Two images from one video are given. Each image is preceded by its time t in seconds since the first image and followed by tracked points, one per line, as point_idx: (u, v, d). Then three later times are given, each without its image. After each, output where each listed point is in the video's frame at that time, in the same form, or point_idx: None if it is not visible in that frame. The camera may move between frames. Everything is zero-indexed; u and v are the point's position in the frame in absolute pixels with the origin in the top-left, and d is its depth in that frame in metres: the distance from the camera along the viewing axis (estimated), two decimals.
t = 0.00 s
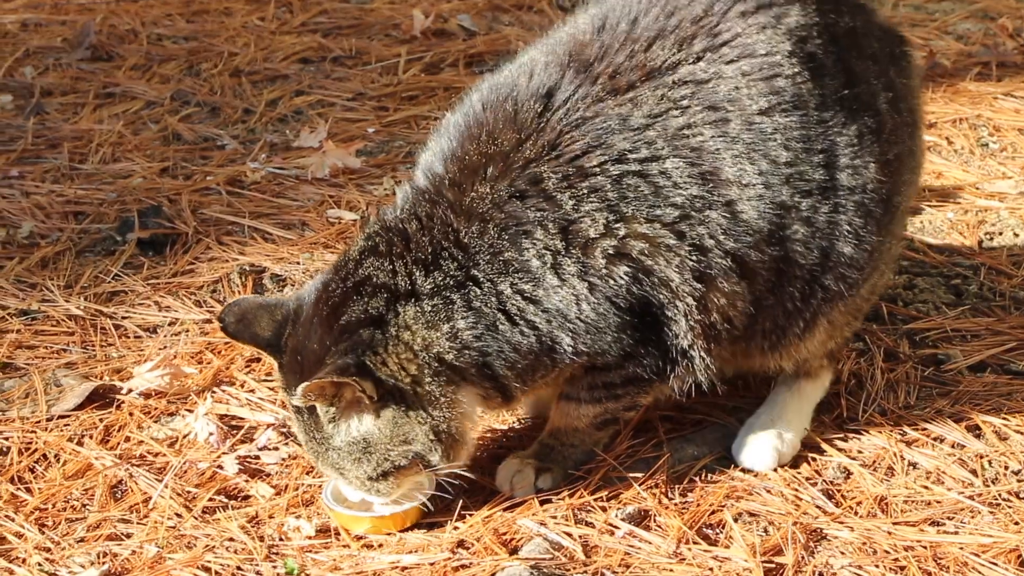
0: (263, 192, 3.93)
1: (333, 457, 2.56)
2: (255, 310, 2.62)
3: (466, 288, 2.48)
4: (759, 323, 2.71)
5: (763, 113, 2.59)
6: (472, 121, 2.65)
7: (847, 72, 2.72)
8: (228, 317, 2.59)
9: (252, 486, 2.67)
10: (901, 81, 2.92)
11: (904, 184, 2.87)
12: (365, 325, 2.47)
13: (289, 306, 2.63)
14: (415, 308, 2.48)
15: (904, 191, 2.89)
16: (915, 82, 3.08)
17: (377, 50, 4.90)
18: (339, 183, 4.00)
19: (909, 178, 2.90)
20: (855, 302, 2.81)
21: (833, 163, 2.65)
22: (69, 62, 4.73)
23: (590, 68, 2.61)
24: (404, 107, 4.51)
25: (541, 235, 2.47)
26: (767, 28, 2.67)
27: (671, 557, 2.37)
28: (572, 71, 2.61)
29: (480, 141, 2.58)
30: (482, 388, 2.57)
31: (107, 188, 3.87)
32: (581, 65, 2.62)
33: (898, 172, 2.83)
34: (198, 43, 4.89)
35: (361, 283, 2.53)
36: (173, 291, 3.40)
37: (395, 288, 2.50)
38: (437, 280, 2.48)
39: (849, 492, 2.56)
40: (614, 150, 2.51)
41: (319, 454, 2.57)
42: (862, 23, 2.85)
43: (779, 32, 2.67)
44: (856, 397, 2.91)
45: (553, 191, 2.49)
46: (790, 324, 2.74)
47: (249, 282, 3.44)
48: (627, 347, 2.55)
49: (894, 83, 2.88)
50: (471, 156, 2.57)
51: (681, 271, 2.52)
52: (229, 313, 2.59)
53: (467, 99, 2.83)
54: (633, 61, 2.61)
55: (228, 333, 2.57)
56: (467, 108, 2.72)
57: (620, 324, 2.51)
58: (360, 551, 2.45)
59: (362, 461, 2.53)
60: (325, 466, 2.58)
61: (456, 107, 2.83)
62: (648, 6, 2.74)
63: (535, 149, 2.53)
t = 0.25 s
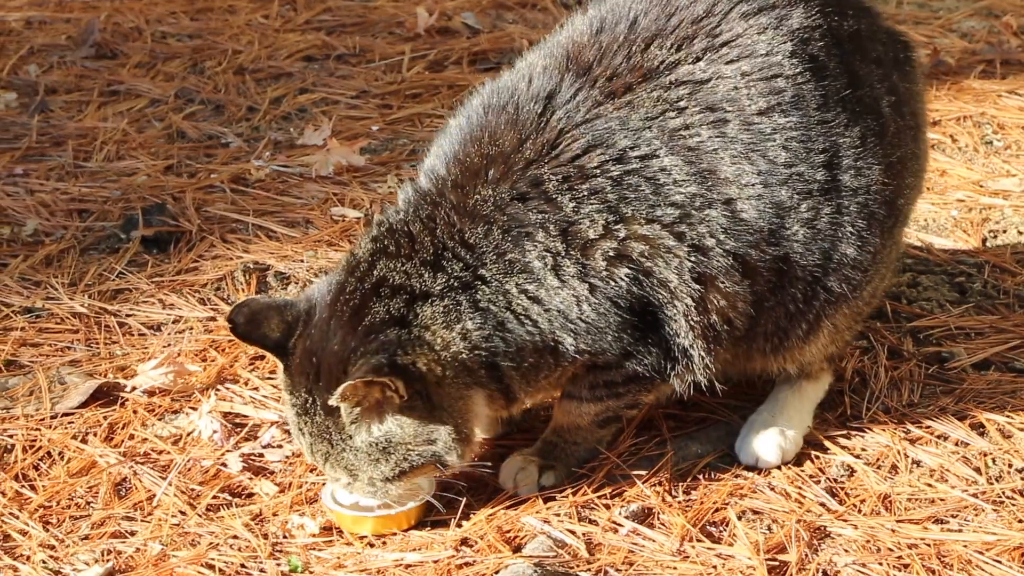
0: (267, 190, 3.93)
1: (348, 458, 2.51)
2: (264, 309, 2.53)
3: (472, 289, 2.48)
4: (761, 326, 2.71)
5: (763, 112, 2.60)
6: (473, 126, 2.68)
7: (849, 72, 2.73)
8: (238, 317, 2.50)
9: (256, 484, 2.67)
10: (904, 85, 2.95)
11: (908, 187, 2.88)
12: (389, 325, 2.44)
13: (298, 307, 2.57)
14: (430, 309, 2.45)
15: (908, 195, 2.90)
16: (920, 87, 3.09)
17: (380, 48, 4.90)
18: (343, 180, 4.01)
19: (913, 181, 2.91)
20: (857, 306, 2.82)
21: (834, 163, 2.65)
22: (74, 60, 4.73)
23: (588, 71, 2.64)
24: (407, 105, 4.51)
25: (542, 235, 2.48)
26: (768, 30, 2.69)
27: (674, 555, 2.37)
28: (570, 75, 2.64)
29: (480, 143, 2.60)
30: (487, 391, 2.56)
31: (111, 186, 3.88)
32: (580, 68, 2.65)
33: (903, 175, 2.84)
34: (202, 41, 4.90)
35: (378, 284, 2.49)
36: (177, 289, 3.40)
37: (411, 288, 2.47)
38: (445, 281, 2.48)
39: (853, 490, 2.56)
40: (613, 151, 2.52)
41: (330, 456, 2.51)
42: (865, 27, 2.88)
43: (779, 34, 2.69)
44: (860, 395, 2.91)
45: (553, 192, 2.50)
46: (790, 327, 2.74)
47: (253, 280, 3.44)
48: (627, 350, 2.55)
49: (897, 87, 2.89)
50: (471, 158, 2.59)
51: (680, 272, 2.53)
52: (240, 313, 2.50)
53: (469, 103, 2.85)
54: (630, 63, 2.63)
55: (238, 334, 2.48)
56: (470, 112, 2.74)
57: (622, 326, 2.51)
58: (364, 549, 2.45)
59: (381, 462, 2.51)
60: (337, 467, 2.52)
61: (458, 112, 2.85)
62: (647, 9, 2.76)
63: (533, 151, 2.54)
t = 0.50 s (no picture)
0: (270, 187, 3.94)
1: (362, 451, 2.47)
2: (289, 294, 2.51)
3: (479, 288, 2.48)
4: (763, 329, 2.72)
5: (765, 116, 2.60)
6: (478, 132, 2.70)
7: (852, 74, 2.73)
8: (264, 297, 2.48)
9: (260, 482, 2.68)
10: (909, 86, 2.94)
11: (912, 188, 2.87)
12: (418, 321, 2.46)
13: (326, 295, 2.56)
14: (447, 305, 2.47)
15: (914, 195, 2.90)
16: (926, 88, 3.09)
17: (384, 46, 4.90)
18: (346, 178, 4.01)
19: (918, 182, 2.91)
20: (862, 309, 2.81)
21: (837, 165, 2.65)
22: (77, 58, 4.74)
23: (589, 76, 2.65)
24: (411, 103, 4.51)
25: (544, 237, 2.49)
26: (771, 33, 2.69)
27: (678, 553, 2.37)
28: (572, 80, 2.66)
29: (483, 149, 2.63)
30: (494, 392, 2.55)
31: (115, 184, 3.88)
32: (581, 73, 2.66)
33: (908, 178, 2.84)
34: (206, 39, 4.90)
35: (402, 279, 2.51)
36: (180, 287, 3.41)
37: (430, 285, 2.49)
38: (452, 280, 2.49)
39: (856, 488, 2.56)
40: (614, 153, 2.53)
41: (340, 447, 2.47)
42: (871, 28, 2.88)
43: (782, 37, 2.69)
44: (864, 393, 2.91)
45: (555, 194, 2.51)
46: (795, 330, 2.74)
47: (257, 277, 3.44)
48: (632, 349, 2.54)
49: (901, 88, 2.89)
50: (474, 163, 2.61)
51: (682, 272, 2.52)
52: (266, 294, 2.48)
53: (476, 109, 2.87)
54: (632, 68, 2.64)
55: (260, 314, 2.45)
56: (476, 118, 2.76)
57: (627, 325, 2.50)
58: (368, 547, 2.46)
59: (396, 457, 2.48)
60: (344, 460, 2.48)
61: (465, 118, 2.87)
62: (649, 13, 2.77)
63: (534, 153, 2.56)
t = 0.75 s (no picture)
0: (274, 185, 3.94)
1: (362, 443, 2.47)
2: (285, 291, 2.52)
3: (473, 277, 2.48)
4: (763, 330, 2.72)
5: (763, 117, 2.60)
6: (476, 132, 2.70)
7: (853, 75, 2.72)
8: (260, 293, 2.48)
9: (264, 479, 2.68)
10: (912, 86, 2.94)
11: (914, 186, 2.86)
12: (411, 309, 2.46)
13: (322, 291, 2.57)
14: (437, 292, 2.47)
15: (915, 195, 2.90)
16: (929, 89, 3.08)
17: (387, 44, 4.90)
18: (350, 176, 4.01)
19: (920, 183, 2.90)
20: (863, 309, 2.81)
21: (836, 166, 2.65)
22: (81, 55, 4.74)
23: (586, 76, 2.65)
24: (414, 101, 4.51)
25: (539, 235, 2.49)
26: (770, 34, 2.69)
27: (681, 550, 2.37)
28: (569, 80, 2.66)
29: (480, 149, 2.63)
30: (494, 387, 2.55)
31: (118, 182, 3.88)
32: (578, 74, 2.66)
33: (910, 178, 2.84)
34: (209, 37, 4.90)
35: (393, 271, 2.52)
36: (184, 284, 3.41)
37: (422, 275, 2.50)
38: (445, 268, 2.49)
39: (859, 485, 2.56)
40: (609, 154, 2.53)
41: (340, 441, 2.47)
42: (873, 29, 2.87)
43: (782, 39, 2.69)
44: (867, 391, 2.91)
45: (550, 193, 2.51)
46: (797, 330, 2.75)
47: (261, 275, 3.45)
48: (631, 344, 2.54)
49: (904, 88, 2.88)
50: (470, 163, 2.61)
51: (677, 269, 2.53)
52: (262, 290, 2.49)
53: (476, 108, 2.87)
54: (629, 68, 2.64)
55: (257, 310, 2.46)
56: (475, 118, 2.76)
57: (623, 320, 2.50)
58: (372, 545, 2.46)
59: (396, 447, 2.47)
60: (344, 454, 2.48)
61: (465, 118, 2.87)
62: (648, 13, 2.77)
63: (529, 153, 2.56)
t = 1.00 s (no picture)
0: (278, 182, 3.94)
1: (346, 440, 2.45)
2: (277, 292, 2.54)
3: (470, 278, 2.50)
4: (760, 329, 2.73)
5: (757, 116, 2.59)
6: (469, 132, 2.69)
7: (844, 76, 2.71)
8: (250, 294, 2.51)
9: (267, 475, 2.69)
10: (905, 83, 2.93)
11: (909, 184, 2.86)
12: (403, 307, 2.47)
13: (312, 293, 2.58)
14: (429, 292, 2.48)
15: (911, 193, 2.89)
16: (926, 87, 3.07)
17: (391, 40, 4.90)
18: (354, 173, 4.01)
19: (914, 182, 2.90)
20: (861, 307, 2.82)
21: (830, 166, 2.65)
22: (86, 52, 4.74)
23: (579, 76, 2.64)
24: (419, 98, 4.51)
25: (534, 234, 2.49)
26: (761, 36, 2.68)
27: (685, 547, 2.37)
28: (562, 80, 2.65)
29: (473, 149, 2.62)
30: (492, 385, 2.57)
31: (122, 178, 3.88)
32: (570, 74, 2.65)
33: (904, 177, 2.83)
34: (214, 34, 4.90)
35: (384, 271, 2.53)
36: (188, 281, 3.41)
37: (414, 273, 2.50)
38: (442, 268, 2.50)
39: (863, 482, 2.56)
40: (603, 152, 2.52)
41: (324, 438, 2.45)
42: (865, 29, 2.86)
43: (773, 40, 2.68)
44: (870, 388, 2.91)
45: (545, 191, 2.50)
46: (794, 329, 2.76)
47: (265, 272, 3.45)
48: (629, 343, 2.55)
49: (897, 86, 2.87)
50: (463, 163, 2.60)
51: (674, 264, 2.52)
52: (251, 291, 2.51)
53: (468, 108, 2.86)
54: (621, 69, 2.63)
55: (247, 310, 2.48)
56: (468, 119, 2.75)
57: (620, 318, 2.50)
58: (377, 543, 2.47)
59: (380, 444, 2.46)
60: (328, 451, 2.46)
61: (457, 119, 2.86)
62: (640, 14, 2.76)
63: (523, 152, 2.55)
